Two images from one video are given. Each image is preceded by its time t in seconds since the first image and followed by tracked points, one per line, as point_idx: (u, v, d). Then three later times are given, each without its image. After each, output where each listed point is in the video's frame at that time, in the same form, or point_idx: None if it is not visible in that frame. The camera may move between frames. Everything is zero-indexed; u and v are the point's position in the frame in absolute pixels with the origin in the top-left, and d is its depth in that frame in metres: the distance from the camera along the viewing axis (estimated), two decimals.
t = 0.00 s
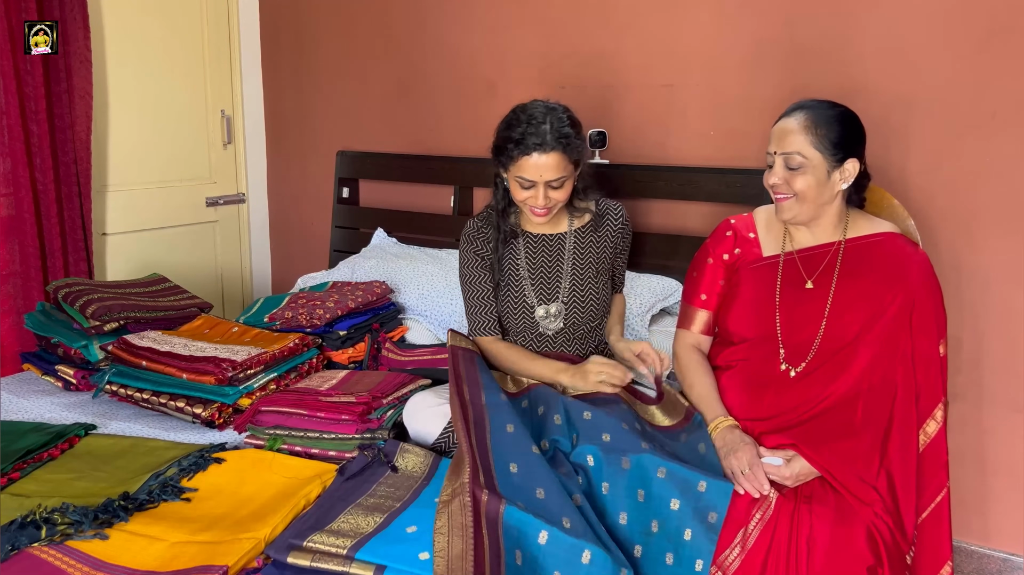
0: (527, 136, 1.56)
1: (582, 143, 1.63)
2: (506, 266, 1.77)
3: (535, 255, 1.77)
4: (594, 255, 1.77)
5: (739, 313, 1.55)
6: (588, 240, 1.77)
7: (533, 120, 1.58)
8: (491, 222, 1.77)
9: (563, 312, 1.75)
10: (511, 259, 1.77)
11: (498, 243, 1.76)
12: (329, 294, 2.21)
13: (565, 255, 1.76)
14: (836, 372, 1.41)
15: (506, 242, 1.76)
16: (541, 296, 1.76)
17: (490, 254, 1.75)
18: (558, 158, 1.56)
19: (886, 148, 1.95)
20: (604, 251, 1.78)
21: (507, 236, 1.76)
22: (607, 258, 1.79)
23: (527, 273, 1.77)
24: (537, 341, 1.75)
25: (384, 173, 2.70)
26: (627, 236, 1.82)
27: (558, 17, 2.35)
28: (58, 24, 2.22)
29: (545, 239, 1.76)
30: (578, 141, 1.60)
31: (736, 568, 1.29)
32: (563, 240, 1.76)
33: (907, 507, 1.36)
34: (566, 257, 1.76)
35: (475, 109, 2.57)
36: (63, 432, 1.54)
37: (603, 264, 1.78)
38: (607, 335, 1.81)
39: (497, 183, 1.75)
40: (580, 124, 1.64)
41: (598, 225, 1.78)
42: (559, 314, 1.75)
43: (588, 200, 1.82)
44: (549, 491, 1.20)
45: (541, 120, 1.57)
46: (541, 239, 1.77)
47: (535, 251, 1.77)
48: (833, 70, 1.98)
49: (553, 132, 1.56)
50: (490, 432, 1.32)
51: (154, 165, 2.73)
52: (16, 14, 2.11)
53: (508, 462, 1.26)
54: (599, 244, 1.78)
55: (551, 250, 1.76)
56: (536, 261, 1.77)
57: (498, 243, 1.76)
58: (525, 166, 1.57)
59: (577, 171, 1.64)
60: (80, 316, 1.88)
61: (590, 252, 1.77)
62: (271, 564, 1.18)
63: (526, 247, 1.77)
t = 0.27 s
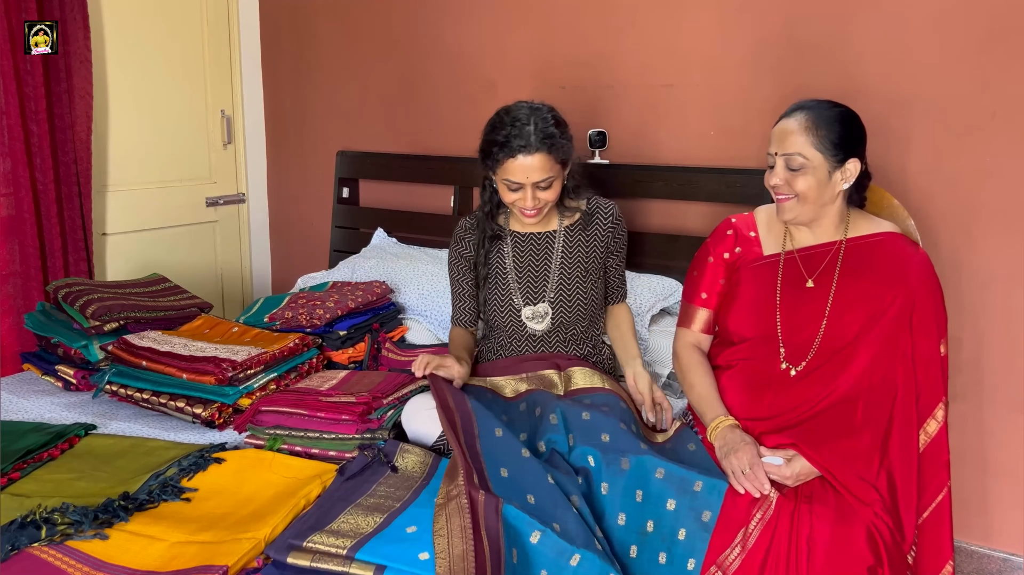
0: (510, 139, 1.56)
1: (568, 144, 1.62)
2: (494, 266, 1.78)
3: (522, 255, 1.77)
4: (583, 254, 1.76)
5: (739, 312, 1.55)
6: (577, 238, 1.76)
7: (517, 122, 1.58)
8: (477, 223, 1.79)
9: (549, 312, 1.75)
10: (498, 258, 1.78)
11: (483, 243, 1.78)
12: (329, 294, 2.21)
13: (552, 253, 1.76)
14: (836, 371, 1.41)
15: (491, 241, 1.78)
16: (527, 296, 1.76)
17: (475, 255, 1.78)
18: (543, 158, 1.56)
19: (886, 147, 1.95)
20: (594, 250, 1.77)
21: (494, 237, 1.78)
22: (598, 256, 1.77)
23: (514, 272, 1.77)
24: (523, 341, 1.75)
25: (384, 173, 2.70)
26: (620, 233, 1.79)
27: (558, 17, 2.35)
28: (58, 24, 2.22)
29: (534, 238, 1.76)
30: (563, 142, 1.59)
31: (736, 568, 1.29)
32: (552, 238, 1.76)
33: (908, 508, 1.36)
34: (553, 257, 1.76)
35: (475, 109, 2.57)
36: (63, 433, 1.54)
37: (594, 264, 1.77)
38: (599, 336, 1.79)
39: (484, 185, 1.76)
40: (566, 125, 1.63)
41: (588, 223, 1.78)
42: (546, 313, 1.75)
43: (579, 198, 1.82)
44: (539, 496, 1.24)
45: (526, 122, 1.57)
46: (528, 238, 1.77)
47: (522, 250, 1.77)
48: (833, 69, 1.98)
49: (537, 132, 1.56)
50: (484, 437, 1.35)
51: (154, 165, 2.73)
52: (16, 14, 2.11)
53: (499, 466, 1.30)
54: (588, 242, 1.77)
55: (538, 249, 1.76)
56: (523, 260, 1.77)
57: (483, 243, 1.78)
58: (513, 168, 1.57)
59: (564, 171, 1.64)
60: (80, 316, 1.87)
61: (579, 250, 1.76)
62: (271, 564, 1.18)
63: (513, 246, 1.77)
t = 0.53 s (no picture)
0: (505, 140, 1.56)
1: (563, 146, 1.62)
2: (488, 264, 1.79)
3: (515, 252, 1.77)
4: (577, 252, 1.76)
5: (740, 313, 1.55)
6: (572, 237, 1.76)
7: (512, 124, 1.58)
8: (472, 220, 1.81)
9: (540, 310, 1.75)
10: (492, 255, 1.79)
11: (477, 240, 1.79)
12: (329, 294, 2.21)
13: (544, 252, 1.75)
14: (836, 372, 1.41)
15: (485, 238, 1.79)
16: (517, 294, 1.76)
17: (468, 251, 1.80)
18: (537, 160, 1.56)
19: (886, 147, 1.95)
20: (589, 249, 1.76)
21: (488, 233, 1.79)
22: (592, 256, 1.77)
23: (506, 271, 1.77)
24: (513, 339, 1.76)
25: (384, 173, 2.70)
26: (617, 233, 1.78)
27: (558, 17, 2.35)
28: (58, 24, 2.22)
29: (529, 235, 1.77)
30: (558, 144, 1.59)
31: (736, 568, 1.29)
32: (546, 235, 1.76)
33: (908, 507, 1.36)
34: (547, 254, 1.76)
35: (475, 109, 2.57)
36: (63, 433, 1.54)
37: (588, 264, 1.76)
38: (592, 336, 1.78)
39: (479, 186, 1.76)
40: (564, 127, 1.63)
41: (584, 223, 1.77)
42: (537, 312, 1.75)
43: (576, 198, 1.80)
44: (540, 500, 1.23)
45: (523, 124, 1.57)
46: (522, 235, 1.77)
47: (516, 247, 1.77)
48: (833, 70, 1.98)
49: (532, 134, 1.55)
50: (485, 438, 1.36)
51: (154, 165, 2.73)
52: (16, 15, 2.11)
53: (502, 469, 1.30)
54: (583, 240, 1.76)
55: (531, 246, 1.76)
56: (516, 258, 1.77)
57: (477, 239, 1.79)
58: (507, 169, 1.57)
59: (559, 174, 1.64)
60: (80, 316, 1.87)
61: (573, 248, 1.76)
62: (271, 564, 1.18)
63: (508, 242, 1.78)
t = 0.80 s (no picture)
0: (512, 121, 1.57)
1: (570, 130, 1.62)
2: (495, 257, 1.78)
3: (521, 246, 1.77)
4: (580, 248, 1.76)
5: (741, 311, 1.55)
6: (575, 233, 1.76)
7: (519, 107, 1.58)
8: (477, 210, 1.76)
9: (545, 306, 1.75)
10: (498, 249, 1.78)
11: (484, 232, 1.77)
12: (329, 294, 2.21)
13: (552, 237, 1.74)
14: (837, 370, 1.40)
15: (493, 230, 1.78)
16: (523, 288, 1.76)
17: (473, 242, 1.75)
18: (543, 142, 1.57)
19: (886, 147, 1.95)
20: (591, 244, 1.77)
21: (494, 225, 1.77)
22: (595, 252, 1.77)
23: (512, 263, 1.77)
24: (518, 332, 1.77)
25: (384, 173, 2.70)
26: (618, 231, 1.79)
27: (558, 17, 2.35)
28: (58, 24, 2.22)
29: (533, 230, 1.76)
30: (564, 126, 1.59)
31: (736, 568, 1.29)
32: (551, 231, 1.75)
33: (904, 503, 1.37)
34: (552, 250, 1.75)
35: (475, 109, 2.57)
36: (63, 433, 1.54)
37: (591, 261, 1.77)
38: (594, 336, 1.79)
39: (484, 178, 1.76)
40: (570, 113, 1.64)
41: (587, 219, 1.77)
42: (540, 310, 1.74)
43: (580, 194, 1.80)
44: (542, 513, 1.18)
45: (530, 106, 1.58)
46: (529, 230, 1.76)
47: (522, 241, 1.77)
48: (833, 70, 1.98)
49: (538, 116, 1.56)
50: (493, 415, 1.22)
51: (153, 165, 2.73)
52: (16, 15, 2.11)
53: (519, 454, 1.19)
54: (586, 236, 1.77)
55: (537, 242, 1.76)
56: (522, 252, 1.77)
57: (484, 232, 1.77)
58: (513, 151, 1.57)
59: (566, 158, 1.65)
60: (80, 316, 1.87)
61: (576, 244, 1.76)
62: (271, 564, 1.18)
63: (514, 236, 1.77)
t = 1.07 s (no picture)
0: (519, 95, 1.74)
1: (572, 111, 1.80)
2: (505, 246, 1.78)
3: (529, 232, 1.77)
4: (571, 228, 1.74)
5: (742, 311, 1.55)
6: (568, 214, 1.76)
7: (525, 89, 1.75)
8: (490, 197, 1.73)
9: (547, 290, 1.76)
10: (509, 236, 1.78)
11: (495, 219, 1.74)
12: (329, 294, 2.21)
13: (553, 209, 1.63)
14: (837, 370, 1.40)
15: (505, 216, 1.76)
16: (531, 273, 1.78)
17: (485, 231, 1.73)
18: (549, 114, 1.72)
19: (886, 147, 1.95)
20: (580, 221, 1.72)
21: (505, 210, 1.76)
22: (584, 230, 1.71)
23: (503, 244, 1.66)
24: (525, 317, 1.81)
25: (384, 173, 2.70)
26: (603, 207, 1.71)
27: (559, 17, 2.35)
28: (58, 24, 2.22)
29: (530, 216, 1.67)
30: (565, 105, 1.76)
31: (737, 568, 1.29)
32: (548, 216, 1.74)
33: (904, 504, 1.37)
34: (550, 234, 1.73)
35: (476, 109, 2.57)
36: (63, 433, 1.54)
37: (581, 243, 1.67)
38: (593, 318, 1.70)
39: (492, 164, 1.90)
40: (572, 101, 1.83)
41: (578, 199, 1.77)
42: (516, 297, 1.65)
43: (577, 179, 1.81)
44: (502, 439, 0.99)
45: (537, 85, 1.76)
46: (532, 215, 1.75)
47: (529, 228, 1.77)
48: (833, 70, 1.98)
49: (540, 93, 1.73)
50: (459, 326, 0.99)
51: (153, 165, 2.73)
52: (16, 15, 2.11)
53: (478, 371, 0.98)
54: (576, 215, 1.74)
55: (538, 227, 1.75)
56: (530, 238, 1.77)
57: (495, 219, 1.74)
58: (521, 121, 1.72)
59: (569, 137, 1.80)
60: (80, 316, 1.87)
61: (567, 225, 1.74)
62: (271, 564, 1.17)
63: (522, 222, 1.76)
